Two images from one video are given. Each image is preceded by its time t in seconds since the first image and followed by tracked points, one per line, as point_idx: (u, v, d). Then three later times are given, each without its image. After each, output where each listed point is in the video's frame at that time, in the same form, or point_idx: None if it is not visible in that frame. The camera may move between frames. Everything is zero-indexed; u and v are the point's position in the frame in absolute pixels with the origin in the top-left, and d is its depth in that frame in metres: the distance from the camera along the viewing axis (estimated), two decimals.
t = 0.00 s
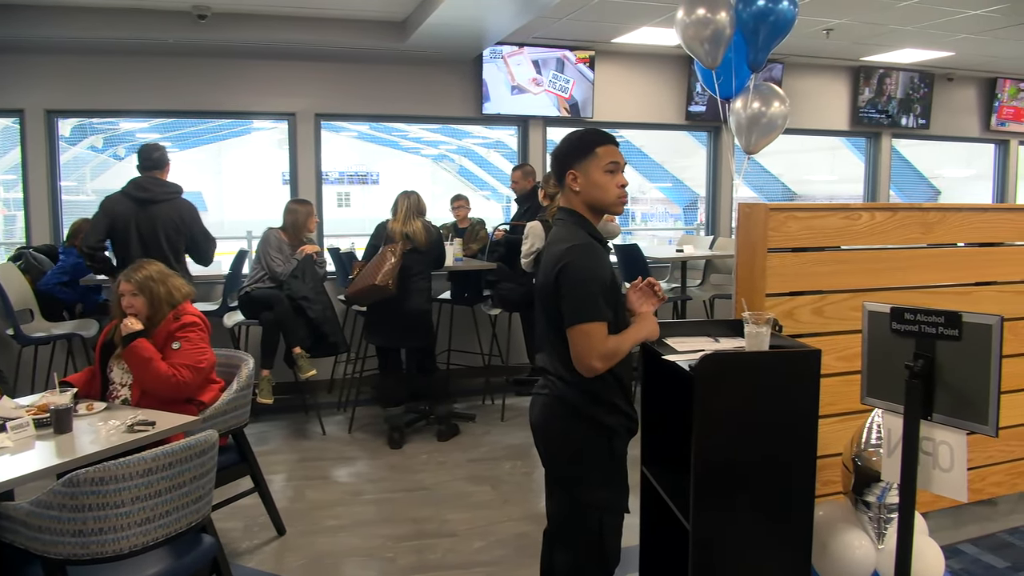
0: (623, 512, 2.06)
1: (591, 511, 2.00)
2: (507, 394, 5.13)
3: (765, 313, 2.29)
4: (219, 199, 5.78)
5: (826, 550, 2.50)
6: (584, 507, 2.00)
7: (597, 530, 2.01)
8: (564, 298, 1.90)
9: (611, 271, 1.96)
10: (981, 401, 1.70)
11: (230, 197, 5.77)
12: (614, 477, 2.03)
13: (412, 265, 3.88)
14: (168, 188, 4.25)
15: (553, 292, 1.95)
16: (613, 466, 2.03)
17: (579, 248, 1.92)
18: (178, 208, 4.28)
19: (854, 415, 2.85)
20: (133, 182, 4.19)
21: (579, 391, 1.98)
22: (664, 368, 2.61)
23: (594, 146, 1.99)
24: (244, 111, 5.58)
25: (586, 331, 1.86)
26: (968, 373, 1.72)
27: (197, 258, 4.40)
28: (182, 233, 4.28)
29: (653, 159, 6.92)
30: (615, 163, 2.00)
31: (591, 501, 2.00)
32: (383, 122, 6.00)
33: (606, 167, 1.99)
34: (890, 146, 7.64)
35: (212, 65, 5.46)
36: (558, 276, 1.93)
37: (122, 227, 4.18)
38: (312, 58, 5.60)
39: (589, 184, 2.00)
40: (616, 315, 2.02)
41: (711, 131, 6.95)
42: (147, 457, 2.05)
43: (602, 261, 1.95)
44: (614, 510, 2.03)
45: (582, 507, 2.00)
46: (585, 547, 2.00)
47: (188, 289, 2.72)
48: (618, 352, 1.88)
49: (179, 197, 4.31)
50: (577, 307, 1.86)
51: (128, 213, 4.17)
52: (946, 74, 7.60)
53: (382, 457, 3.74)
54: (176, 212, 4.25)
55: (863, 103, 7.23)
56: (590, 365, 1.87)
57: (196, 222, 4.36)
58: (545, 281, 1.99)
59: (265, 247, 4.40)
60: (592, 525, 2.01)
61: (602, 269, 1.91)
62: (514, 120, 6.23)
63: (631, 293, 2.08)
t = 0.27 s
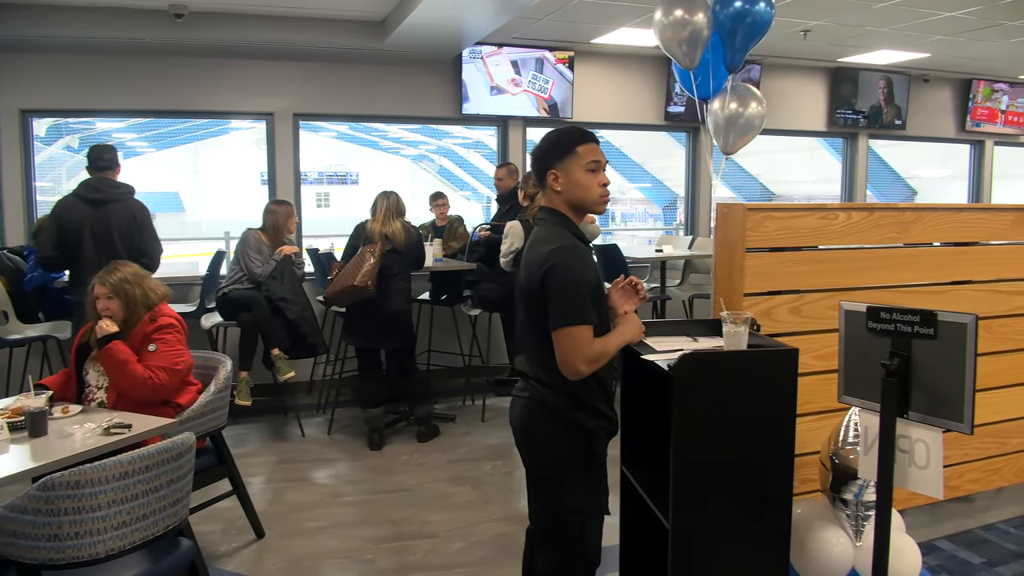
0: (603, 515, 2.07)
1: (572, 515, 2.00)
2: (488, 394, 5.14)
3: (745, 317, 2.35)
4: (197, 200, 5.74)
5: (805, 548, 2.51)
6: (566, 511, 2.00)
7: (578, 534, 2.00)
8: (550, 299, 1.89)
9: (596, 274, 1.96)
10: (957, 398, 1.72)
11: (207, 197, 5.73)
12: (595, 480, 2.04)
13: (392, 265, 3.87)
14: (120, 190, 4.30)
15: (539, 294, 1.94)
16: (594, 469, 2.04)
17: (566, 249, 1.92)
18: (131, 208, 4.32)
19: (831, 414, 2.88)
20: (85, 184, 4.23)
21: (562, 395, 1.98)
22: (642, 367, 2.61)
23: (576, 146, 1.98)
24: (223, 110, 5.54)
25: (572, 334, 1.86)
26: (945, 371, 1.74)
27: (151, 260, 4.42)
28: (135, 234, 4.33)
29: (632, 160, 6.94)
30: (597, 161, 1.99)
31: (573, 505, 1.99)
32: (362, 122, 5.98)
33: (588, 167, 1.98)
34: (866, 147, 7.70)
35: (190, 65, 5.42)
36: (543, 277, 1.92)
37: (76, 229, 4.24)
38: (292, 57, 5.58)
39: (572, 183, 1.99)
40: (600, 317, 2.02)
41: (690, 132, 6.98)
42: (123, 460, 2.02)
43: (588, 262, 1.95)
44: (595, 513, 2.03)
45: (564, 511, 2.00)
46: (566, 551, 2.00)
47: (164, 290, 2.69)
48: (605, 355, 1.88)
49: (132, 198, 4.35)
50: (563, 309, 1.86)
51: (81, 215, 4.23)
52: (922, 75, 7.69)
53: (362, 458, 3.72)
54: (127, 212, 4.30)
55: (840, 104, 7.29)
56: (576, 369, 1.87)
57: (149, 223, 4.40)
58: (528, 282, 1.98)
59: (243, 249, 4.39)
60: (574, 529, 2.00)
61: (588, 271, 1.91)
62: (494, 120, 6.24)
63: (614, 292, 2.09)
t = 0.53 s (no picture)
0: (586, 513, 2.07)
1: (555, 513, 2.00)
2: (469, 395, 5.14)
3: (723, 313, 2.31)
4: (176, 200, 5.70)
5: (784, 547, 2.53)
6: (548, 509, 2.00)
7: (561, 532, 2.00)
8: (532, 303, 1.89)
9: (578, 278, 1.97)
10: (932, 396, 1.73)
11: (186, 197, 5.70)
12: (579, 479, 2.04)
13: (373, 265, 3.87)
14: (79, 190, 4.28)
15: (521, 298, 1.94)
16: (577, 468, 2.04)
17: (548, 254, 1.92)
18: (90, 208, 4.29)
19: (811, 412, 2.90)
20: (45, 184, 4.23)
21: (545, 396, 1.98)
22: (621, 368, 2.62)
23: (555, 151, 1.97)
24: (203, 110, 5.50)
25: (555, 339, 1.86)
26: (923, 368, 1.76)
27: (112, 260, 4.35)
28: (94, 233, 4.29)
29: (613, 160, 6.97)
30: (577, 168, 1.99)
31: (555, 503, 1.99)
32: (343, 121, 5.96)
33: (568, 173, 1.98)
34: (845, 147, 7.76)
35: (169, 64, 5.38)
36: (524, 281, 1.92)
37: (35, 230, 4.23)
38: (272, 57, 5.56)
39: (551, 190, 1.99)
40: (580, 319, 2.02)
41: (670, 132, 7.01)
42: (100, 463, 1.99)
43: (569, 267, 1.95)
44: (578, 511, 2.03)
45: (547, 509, 2.00)
46: (550, 549, 1.99)
47: (141, 292, 2.67)
48: (586, 359, 1.90)
49: (92, 198, 4.33)
50: (546, 314, 1.86)
51: (39, 215, 4.22)
52: (900, 75, 7.76)
53: (342, 459, 3.72)
54: (84, 211, 4.26)
55: (818, 105, 7.34)
56: (558, 372, 1.89)
57: (110, 223, 4.36)
58: (509, 285, 1.97)
59: (222, 250, 4.38)
60: (557, 527, 2.00)
61: (569, 276, 1.92)
62: (475, 120, 6.24)
63: (592, 290, 2.10)
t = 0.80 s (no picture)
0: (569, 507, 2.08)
1: (540, 507, 2.01)
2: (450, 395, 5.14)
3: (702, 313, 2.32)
4: (154, 200, 5.66)
5: (765, 544, 2.54)
6: (534, 504, 2.00)
7: (547, 526, 2.01)
8: (517, 304, 1.88)
9: (561, 279, 1.97)
10: (910, 394, 1.75)
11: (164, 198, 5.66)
12: (563, 474, 2.05)
13: (354, 266, 3.86)
14: (48, 190, 4.24)
15: (505, 298, 1.93)
16: (561, 463, 2.05)
17: (532, 255, 1.91)
18: (60, 207, 4.25)
19: (791, 411, 2.92)
20: (15, 186, 4.20)
21: (529, 393, 1.98)
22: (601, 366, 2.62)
23: (540, 152, 1.97)
24: (183, 110, 5.46)
25: (539, 340, 1.86)
26: (900, 366, 1.77)
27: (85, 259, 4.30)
28: (65, 233, 4.24)
29: (594, 160, 6.99)
30: (561, 168, 2.00)
31: (539, 498, 2.00)
32: (323, 121, 5.94)
33: (551, 173, 1.99)
34: (824, 148, 7.81)
35: (149, 63, 5.34)
36: (509, 282, 1.91)
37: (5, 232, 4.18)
38: (253, 57, 5.53)
39: (537, 190, 1.98)
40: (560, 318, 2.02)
41: (651, 133, 7.04)
42: (77, 466, 1.97)
43: (553, 267, 1.95)
44: (561, 505, 2.04)
45: (532, 504, 2.00)
46: (534, 544, 2.00)
47: (118, 293, 2.64)
48: (568, 358, 1.91)
49: (62, 198, 4.28)
50: (531, 314, 1.86)
51: (10, 217, 4.18)
52: (878, 76, 7.83)
53: (323, 461, 3.71)
54: (55, 211, 4.22)
55: (798, 105, 7.39)
56: (542, 372, 1.89)
57: (82, 222, 4.31)
58: (492, 284, 1.96)
59: (199, 252, 4.34)
60: (542, 521, 2.01)
61: (553, 276, 1.92)
62: (456, 120, 6.24)
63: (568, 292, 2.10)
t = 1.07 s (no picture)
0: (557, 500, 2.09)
1: (530, 502, 2.00)
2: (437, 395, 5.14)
3: (689, 313, 2.32)
4: (140, 200, 5.63)
5: (750, 541, 2.56)
6: (525, 499, 1.99)
7: (537, 521, 2.01)
8: (514, 305, 1.88)
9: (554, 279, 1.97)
10: (895, 393, 1.77)
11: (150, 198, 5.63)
12: (553, 468, 2.06)
13: (341, 266, 3.85)
14: (34, 191, 4.21)
15: (500, 299, 1.92)
16: (552, 456, 2.07)
17: (527, 256, 1.91)
18: (47, 209, 4.23)
19: (776, 410, 2.94)
20: None
21: (521, 390, 1.98)
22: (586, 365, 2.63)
23: (532, 150, 1.99)
24: (169, 109, 5.44)
25: (535, 340, 1.87)
26: (884, 367, 1.78)
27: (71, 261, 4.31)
28: (52, 235, 4.23)
29: (581, 160, 6.99)
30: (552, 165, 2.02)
31: (529, 493, 1.99)
32: (309, 121, 5.92)
33: (544, 171, 2.01)
34: (809, 148, 7.85)
35: (133, 63, 5.31)
36: (507, 283, 1.90)
37: None
38: (239, 57, 5.51)
39: (532, 189, 1.99)
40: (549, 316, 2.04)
41: (637, 133, 7.06)
42: (61, 468, 1.95)
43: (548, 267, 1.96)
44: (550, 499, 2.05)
45: (523, 500, 1.99)
46: (524, 540, 1.99)
47: (104, 293, 2.62)
48: (562, 356, 1.92)
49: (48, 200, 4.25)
50: (528, 315, 1.86)
51: None
52: (862, 77, 7.88)
53: (310, 462, 3.70)
54: (42, 213, 4.20)
55: (783, 106, 7.43)
56: (538, 371, 1.90)
57: (68, 224, 4.30)
58: (486, 285, 1.94)
59: (185, 253, 4.33)
60: (534, 515, 2.01)
61: (548, 276, 1.92)
62: (443, 120, 6.23)
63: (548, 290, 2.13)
